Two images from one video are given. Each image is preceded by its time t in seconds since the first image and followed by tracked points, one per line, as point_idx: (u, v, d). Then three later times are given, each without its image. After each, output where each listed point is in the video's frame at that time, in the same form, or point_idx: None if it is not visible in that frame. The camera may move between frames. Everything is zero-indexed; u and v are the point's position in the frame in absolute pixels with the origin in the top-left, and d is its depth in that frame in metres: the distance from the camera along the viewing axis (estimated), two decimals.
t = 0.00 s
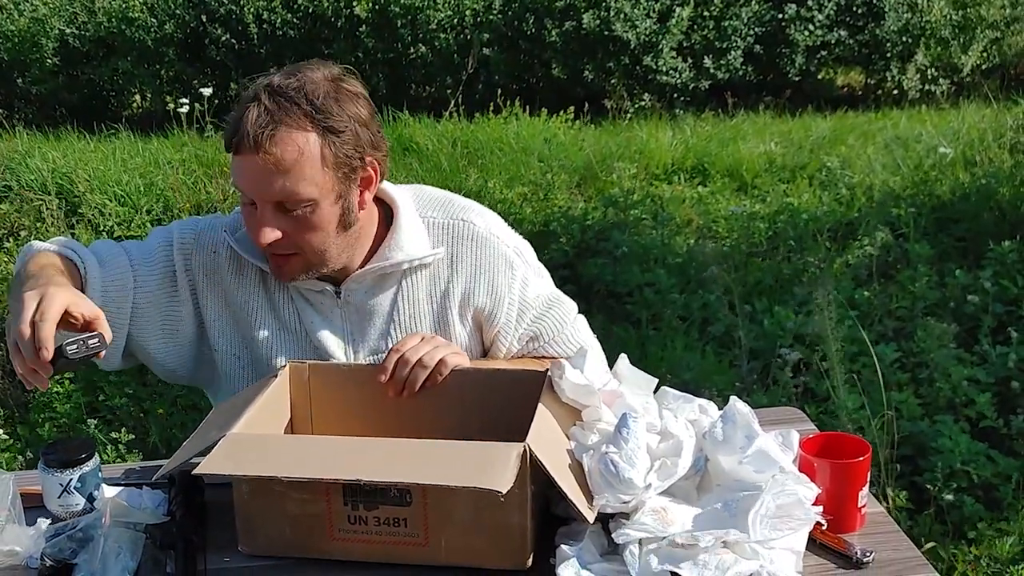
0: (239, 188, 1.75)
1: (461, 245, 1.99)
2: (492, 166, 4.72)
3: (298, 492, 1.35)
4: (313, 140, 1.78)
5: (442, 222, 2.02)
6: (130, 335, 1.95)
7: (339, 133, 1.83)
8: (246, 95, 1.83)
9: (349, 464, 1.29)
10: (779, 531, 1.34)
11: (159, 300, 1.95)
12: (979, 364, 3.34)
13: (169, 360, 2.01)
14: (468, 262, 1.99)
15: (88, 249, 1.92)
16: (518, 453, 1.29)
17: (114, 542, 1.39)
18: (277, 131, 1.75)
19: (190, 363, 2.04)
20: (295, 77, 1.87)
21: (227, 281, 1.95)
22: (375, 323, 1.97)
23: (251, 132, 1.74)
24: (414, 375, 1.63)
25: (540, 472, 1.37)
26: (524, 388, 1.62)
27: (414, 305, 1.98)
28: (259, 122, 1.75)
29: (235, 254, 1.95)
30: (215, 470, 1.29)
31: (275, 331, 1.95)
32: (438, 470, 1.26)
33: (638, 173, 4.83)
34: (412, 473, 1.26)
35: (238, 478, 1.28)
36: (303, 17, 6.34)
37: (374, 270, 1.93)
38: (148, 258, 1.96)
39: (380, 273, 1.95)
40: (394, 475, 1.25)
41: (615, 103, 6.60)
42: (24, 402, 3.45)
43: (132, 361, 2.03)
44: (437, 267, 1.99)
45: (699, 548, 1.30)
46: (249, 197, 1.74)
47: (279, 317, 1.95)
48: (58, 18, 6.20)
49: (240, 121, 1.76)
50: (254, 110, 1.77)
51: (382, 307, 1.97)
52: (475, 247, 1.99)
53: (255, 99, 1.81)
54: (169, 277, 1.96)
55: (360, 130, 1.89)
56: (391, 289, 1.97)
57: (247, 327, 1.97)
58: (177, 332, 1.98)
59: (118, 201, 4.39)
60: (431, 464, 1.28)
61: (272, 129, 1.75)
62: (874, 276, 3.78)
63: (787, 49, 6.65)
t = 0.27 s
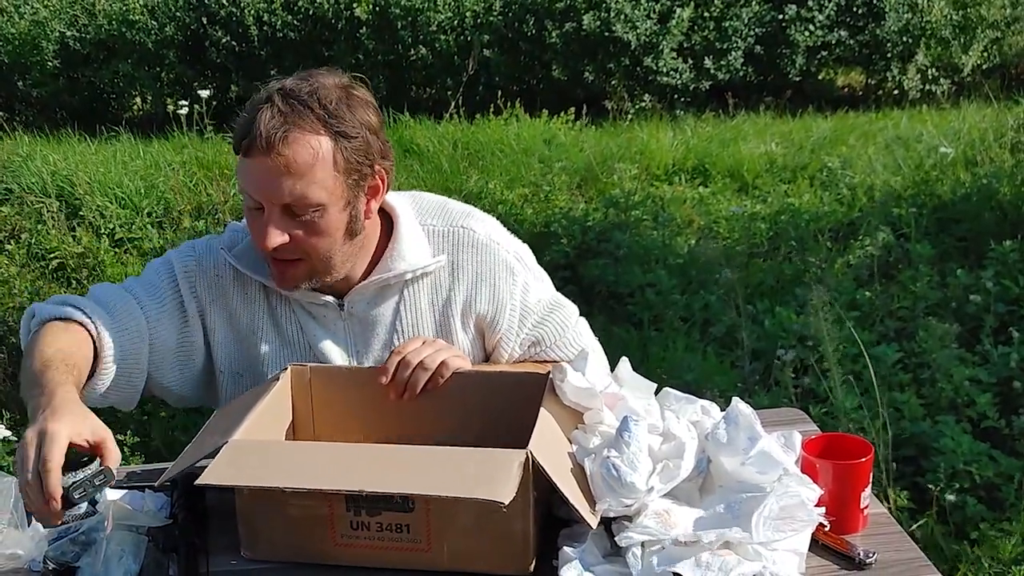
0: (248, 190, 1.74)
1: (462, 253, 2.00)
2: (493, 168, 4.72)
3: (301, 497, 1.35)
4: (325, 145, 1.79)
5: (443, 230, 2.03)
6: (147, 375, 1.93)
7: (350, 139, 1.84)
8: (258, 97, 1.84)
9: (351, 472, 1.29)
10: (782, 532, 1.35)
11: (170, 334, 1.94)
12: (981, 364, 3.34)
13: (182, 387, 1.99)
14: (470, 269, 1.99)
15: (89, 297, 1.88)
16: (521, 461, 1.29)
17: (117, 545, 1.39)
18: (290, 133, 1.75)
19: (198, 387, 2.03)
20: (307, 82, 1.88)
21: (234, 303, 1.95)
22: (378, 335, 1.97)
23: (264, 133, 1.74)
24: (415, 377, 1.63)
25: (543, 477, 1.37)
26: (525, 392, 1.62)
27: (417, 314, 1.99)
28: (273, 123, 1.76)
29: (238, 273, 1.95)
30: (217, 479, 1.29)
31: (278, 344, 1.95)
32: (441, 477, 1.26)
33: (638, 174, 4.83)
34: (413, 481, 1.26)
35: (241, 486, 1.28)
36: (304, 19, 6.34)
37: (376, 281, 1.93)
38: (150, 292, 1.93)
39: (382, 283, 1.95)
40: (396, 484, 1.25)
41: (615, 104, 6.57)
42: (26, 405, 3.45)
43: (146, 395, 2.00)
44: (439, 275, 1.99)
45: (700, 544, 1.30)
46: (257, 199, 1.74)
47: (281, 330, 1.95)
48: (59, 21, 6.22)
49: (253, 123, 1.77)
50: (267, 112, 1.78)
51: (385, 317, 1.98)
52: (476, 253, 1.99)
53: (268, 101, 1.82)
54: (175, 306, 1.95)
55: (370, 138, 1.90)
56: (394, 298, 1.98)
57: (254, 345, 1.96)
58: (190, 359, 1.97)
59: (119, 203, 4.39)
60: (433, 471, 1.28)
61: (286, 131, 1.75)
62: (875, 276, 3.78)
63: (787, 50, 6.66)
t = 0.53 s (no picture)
0: (247, 197, 1.74)
1: (455, 259, 2.00)
2: (488, 169, 4.72)
3: (294, 498, 1.34)
4: (324, 151, 1.79)
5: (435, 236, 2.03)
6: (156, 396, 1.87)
7: (349, 146, 1.84)
8: (257, 102, 1.84)
9: (345, 474, 1.29)
10: (776, 534, 1.34)
11: (177, 352, 1.87)
12: (974, 366, 3.35)
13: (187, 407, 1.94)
14: (463, 275, 1.99)
15: (94, 317, 1.77)
16: (514, 462, 1.29)
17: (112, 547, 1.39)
18: (290, 139, 1.75)
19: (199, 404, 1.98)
20: (305, 88, 1.88)
21: (234, 316, 1.92)
22: (375, 342, 1.97)
23: (263, 139, 1.74)
24: (409, 380, 1.63)
25: (536, 479, 1.37)
26: (519, 395, 1.63)
27: (413, 321, 1.99)
28: (273, 129, 1.75)
29: (239, 287, 1.91)
30: (210, 480, 1.29)
31: (274, 353, 1.94)
32: (432, 481, 1.26)
33: (633, 176, 4.84)
34: (405, 483, 1.26)
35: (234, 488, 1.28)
36: (298, 20, 6.34)
37: (372, 290, 1.93)
38: (152, 308, 1.85)
39: (378, 292, 1.95)
40: (388, 486, 1.25)
41: (610, 106, 6.57)
42: (20, 406, 3.45)
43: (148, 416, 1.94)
44: (433, 282, 1.99)
45: (694, 554, 1.29)
46: (256, 206, 1.74)
47: (278, 339, 1.94)
48: (54, 21, 6.23)
49: (252, 129, 1.76)
50: (267, 118, 1.77)
51: (380, 324, 1.98)
52: (469, 260, 2.00)
53: (267, 107, 1.81)
54: (180, 323, 1.89)
55: (368, 144, 1.90)
56: (389, 306, 1.98)
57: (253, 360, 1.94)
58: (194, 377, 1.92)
59: (113, 204, 4.38)
60: (425, 474, 1.28)
61: (286, 137, 1.75)
62: (869, 278, 3.79)
63: (782, 52, 6.67)
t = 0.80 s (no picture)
0: (243, 206, 1.75)
1: (454, 264, 2.01)
2: (484, 173, 4.73)
3: (291, 502, 1.34)
4: (319, 159, 1.79)
5: (434, 241, 2.03)
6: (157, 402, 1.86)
7: (344, 152, 1.84)
8: (251, 111, 1.84)
9: (342, 479, 1.29)
10: (771, 538, 1.35)
11: (177, 358, 1.87)
12: (968, 371, 3.36)
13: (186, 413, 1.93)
14: (462, 280, 1.99)
15: (92, 327, 1.77)
16: (511, 466, 1.30)
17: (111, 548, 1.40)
18: (285, 147, 1.76)
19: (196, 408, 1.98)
20: (298, 96, 1.88)
21: (233, 320, 1.92)
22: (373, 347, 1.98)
23: (258, 148, 1.74)
24: (405, 383, 1.63)
25: (533, 483, 1.37)
26: (515, 399, 1.63)
27: (411, 326, 1.99)
28: (267, 138, 1.76)
29: (238, 291, 1.92)
30: (207, 484, 1.29)
31: (273, 356, 1.94)
32: (430, 487, 1.26)
33: (629, 180, 4.85)
34: (403, 489, 1.26)
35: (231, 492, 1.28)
36: (295, 23, 6.34)
37: (371, 295, 1.94)
38: (151, 314, 1.86)
39: (377, 297, 1.95)
40: (386, 491, 1.26)
41: (606, 110, 6.58)
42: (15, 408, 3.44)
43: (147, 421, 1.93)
44: (431, 287, 1.99)
45: (689, 553, 1.31)
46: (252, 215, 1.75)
47: (276, 343, 1.94)
48: (51, 23, 6.24)
49: (246, 138, 1.76)
50: (261, 126, 1.78)
51: (379, 329, 1.98)
52: (468, 265, 2.00)
53: (261, 115, 1.82)
54: (178, 328, 1.89)
55: (363, 149, 1.91)
56: (387, 311, 1.98)
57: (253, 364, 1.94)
58: (193, 383, 1.92)
59: (109, 206, 4.38)
60: (423, 479, 1.28)
61: (281, 145, 1.75)
62: (864, 283, 3.80)
63: (777, 57, 6.69)
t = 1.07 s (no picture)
0: (262, 209, 1.75)
1: (464, 266, 2.01)
2: (493, 176, 4.73)
3: (297, 504, 1.34)
4: (339, 162, 1.79)
5: (444, 243, 2.03)
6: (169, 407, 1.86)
7: (363, 155, 1.84)
8: (270, 113, 1.84)
9: (349, 482, 1.29)
10: (778, 543, 1.35)
11: (187, 363, 1.87)
12: (978, 376, 3.34)
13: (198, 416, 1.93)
14: (472, 282, 1.99)
15: (102, 335, 1.77)
16: (519, 469, 1.29)
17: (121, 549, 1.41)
18: (305, 150, 1.76)
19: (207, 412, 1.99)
20: (317, 98, 1.88)
21: (244, 323, 1.93)
22: (382, 349, 1.98)
23: (279, 151, 1.74)
24: (412, 386, 1.63)
25: (540, 486, 1.37)
26: (522, 402, 1.63)
27: (420, 328, 1.99)
28: (288, 141, 1.76)
29: (248, 294, 1.92)
30: (215, 486, 1.29)
31: (282, 359, 1.95)
32: (437, 488, 1.26)
33: (638, 184, 4.85)
34: (410, 490, 1.26)
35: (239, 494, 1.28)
36: (305, 26, 6.36)
37: (381, 298, 1.94)
38: (161, 321, 1.85)
39: (387, 299, 1.95)
40: (393, 493, 1.26)
41: (616, 114, 6.61)
42: (25, 409, 3.46)
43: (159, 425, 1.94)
44: (441, 290, 1.99)
45: (698, 562, 1.29)
46: (271, 218, 1.75)
47: (285, 346, 1.95)
48: (61, 25, 6.25)
49: (267, 141, 1.76)
50: (281, 129, 1.78)
51: (388, 331, 1.98)
52: (477, 266, 2.00)
53: (281, 118, 1.81)
54: (189, 332, 1.89)
55: (381, 153, 1.91)
56: (397, 313, 1.98)
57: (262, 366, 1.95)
58: (204, 387, 1.92)
59: (119, 208, 4.39)
60: (430, 481, 1.28)
61: (302, 148, 1.76)
62: (873, 288, 3.78)
63: (787, 61, 6.68)
